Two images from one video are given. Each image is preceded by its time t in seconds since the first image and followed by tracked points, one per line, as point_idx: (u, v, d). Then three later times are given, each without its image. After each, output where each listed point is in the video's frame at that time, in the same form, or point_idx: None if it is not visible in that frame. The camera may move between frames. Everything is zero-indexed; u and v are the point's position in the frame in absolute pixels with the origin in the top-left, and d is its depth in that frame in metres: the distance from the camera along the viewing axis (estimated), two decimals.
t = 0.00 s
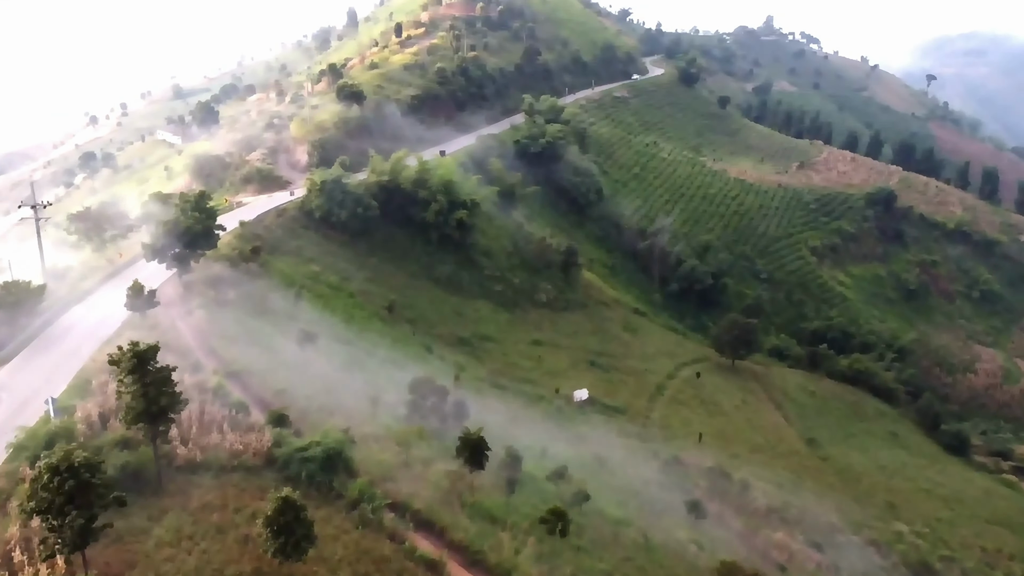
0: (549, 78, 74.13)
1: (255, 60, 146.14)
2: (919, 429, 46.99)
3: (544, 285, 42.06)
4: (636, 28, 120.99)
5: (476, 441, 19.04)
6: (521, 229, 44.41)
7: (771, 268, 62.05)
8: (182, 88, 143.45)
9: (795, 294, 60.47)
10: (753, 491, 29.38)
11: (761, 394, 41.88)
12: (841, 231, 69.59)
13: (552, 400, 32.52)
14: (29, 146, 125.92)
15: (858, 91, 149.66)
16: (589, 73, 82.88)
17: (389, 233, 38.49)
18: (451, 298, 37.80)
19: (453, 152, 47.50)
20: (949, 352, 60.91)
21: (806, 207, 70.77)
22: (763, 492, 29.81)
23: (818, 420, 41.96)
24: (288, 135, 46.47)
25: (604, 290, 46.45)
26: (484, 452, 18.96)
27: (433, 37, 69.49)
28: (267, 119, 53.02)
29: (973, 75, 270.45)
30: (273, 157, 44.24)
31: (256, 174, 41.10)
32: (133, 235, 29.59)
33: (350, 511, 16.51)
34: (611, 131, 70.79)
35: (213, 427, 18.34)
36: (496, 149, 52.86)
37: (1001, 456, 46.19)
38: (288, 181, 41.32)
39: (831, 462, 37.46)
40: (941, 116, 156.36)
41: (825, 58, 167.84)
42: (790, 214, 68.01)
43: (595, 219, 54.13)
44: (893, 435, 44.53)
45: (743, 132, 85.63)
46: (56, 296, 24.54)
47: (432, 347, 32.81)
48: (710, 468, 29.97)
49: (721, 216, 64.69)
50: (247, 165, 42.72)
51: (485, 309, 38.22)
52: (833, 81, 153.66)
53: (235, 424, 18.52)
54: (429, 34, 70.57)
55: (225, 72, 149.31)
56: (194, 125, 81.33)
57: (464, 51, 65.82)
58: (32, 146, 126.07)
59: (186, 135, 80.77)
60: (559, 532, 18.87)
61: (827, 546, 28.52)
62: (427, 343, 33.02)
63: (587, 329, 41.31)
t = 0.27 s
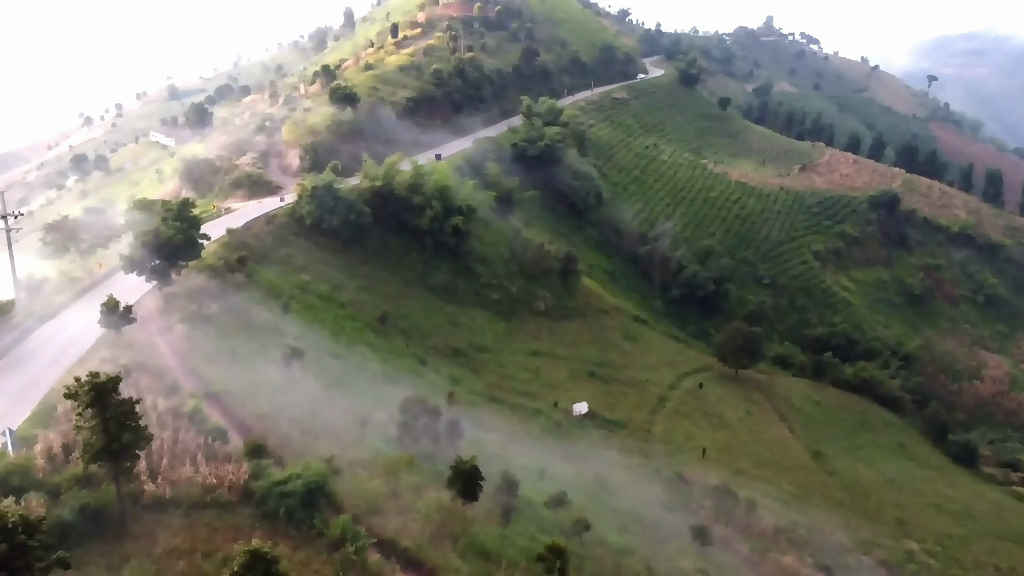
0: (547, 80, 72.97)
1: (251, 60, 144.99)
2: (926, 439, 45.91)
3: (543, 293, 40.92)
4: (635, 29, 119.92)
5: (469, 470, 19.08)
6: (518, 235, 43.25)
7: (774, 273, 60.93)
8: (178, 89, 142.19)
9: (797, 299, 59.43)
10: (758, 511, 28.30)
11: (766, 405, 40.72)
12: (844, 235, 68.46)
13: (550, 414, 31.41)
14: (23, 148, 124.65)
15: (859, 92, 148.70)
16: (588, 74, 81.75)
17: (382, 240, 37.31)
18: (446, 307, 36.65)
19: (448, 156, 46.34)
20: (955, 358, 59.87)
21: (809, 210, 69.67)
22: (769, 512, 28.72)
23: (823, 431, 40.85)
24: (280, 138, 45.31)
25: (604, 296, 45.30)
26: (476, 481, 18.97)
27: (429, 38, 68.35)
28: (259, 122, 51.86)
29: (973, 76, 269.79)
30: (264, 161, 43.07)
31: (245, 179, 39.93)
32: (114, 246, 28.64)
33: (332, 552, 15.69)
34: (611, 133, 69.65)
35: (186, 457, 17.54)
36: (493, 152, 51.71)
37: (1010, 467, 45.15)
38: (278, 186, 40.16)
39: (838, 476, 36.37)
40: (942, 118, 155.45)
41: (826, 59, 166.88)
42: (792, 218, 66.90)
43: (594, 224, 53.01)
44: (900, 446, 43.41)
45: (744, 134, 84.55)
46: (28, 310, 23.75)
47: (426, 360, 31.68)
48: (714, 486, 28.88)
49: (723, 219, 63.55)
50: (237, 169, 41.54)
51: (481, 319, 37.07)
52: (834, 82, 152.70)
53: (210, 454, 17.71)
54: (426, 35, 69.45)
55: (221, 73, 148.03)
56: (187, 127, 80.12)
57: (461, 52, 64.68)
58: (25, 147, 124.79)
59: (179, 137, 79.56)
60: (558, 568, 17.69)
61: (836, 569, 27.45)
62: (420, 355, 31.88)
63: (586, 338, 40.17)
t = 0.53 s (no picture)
0: (546, 81, 71.71)
1: (247, 61, 143.58)
2: (934, 451, 44.70)
3: (541, 301, 39.66)
4: (635, 29, 118.69)
5: (463, 507, 17.87)
6: (516, 241, 42.02)
7: (777, 279, 59.77)
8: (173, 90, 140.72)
9: (801, 305, 58.28)
10: (766, 534, 27.11)
11: (770, 417, 39.53)
12: (847, 239, 67.28)
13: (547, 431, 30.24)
14: (16, 150, 123.20)
15: (860, 92, 147.52)
16: (588, 75, 80.49)
17: (374, 248, 36.04)
18: (441, 317, 35.43)
19: (444, 160, 45.11)
20: (961, 365, 58.71)
21: (812, 214, 68.48)
22: (777, 534, 27.52)
23: (830, 444, 39.65)
24: (270, 142, 44.05)
25: (604, 304, 44.08)
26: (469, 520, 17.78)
27: (425, 38, 67.07)
28: (250, 124, 50.57)
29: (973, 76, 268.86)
30: (253, 166, 41.80)
31: (233, 184, 38.65)
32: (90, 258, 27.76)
33: None
34: (610, 135, 68.45)
35: (150, 497, 17.40)
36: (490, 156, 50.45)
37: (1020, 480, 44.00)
38: (267, 191, 38.94)
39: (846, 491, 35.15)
40: (943, 119, 154.32)
41: (826, 59, 165.71)
42: (795, 222, 65.71)
43: (594, 229, 51.79)
44: (909, 458, 42.20)
45: (745, 136, 83.34)
46: None
47: (419, 374, 30.45)
48: (720, 508, 27.70)
49: (725, 223, 62.35)
50: (226, 173, 40.30)
51: (477, 330, 35.83)
52: (834, 82, 151.52)
53: (178, 491, 17.54)
54: (422, 35, 68.20)
55: (217, 73, 146.57)
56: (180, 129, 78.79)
57: (458, 53, 63.41)
58: (18, 149, 123.36)
59: (172, 139, 78.21)
60: None
61: None
62: (413, 369, 30.64)
63: (586, 348, 38.91)
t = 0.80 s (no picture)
0: (544, 82, 70.40)
1: (242, 61, 142.16)
2: (945, 464, 43.41)
3: (539, 311, 38.32)
4: (634, 29, 117.41)
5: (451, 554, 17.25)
6: (513, 249, 40.70)
7: (780, 285, 58.49)
8: (167, 90, 139.29)
9: (805, 312, 57.02)
10: (775, 563, 25.81)
11: (777, 431, 38.20)
12: (852, 244, 66.00)
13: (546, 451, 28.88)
14: (8, 152, 121.63)
15: (861, 93, 146.28)
16: (587, 76, 79.15)
17: (366, 257, 34.73)
18: (435, 329, 34.09)
19: (439, 165, 43.79)
20: (969, 374, 57.42)
21: (815, 218, 67.17)
22: (786, 563, 26.23)
23: (838, 459, 38.33)
24: (260, 146, 42.72)
25: (604, 313, 42.75)
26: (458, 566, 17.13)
27: (421, 39, 65.77)
28: (240, 128, 49.22)
29: (973, 77, 267.90)
30: (242, 171, 40.44)
31: (220, 190, 37.33)
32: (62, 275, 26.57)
33: None
34: (610, 138, 67.17)
35: (107, 546, 16.19)
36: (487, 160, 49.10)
37: None
38: (255, 198, 37.61)
39: (856, 510, 33.88)
40: (945, 120, 153.10)
41: (827, 60, 164.47)
42: (799, 226, 64.44)
43: (593, 235, 50.48)
44: (919, 472, 40.88)
45: (747, 138, 82.04)
46: None
47: (411, 392, 29.06)
48: (726, 535, 26.40)
49: (727, 228, 61.07)
50: (214, 179, 38.95)
51: (472, 342, 34.51)
52: (835, 83, 150.26)
53: (140, 539, 16.39)
54: (418, 36, 66.85)
55: (213, 73, 145.03)
56: (172, 131, 77.36)
57: (455, 53, 62.06)
58: (11, 151, 121.83)
59: (164, 141, 76.78)
60: None
61: None
62: (405, 386, 29.21)
63: (586, 360, 37.59)
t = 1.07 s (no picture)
0: (543, 83, 69.29)
1: (239, 62, 140.88)
2: (953, 475, 42.36)
3: (538, 319, 37.23)
4: (634, 29, 116.31)
5: None
6: (511, 255, 39.62)
7: (783, 290, 57.43)
8: (163, 91, 138.03)
9: (808, 318, 55.99)
10: None
11: (782, 443, 37.16)
12: (856, 247, 64.95)
13: (544, 468, 27.86)
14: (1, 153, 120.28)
15: (862, 94, 145.27)
16: (587, 77, 78.06)
17: (359, 264, 33.64)
18: (430, 339, 32.99)
19: (435, 169, 42.70)
20: (975, 380, 56.42)
21: (819, 221, 66.09)
22: None
23: (845, 471, 37.27)
24: (251, 149, 41.61)
25: (604, 320, 41.66)
26: None
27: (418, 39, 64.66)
28: (231, 130, 48.07)
29: (973, 77, 266.91)
30: (232, 175, 39.36)
31: (209, 196, 36.22)
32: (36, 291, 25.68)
33: None
34: (610, 140, 66.08)
35: None
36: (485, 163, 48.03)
37: None
38: (245, 203, 36.52)
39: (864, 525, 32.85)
40: (946, 120, 152.09)
41: (827, 60, 163.41)
42: (802, 230, 63.40)
43: (593, 240, 49.40)
44: (927, 484, 39.82)
45: (749, 139, 80.98)
46: None
47: (405, 406, 27.99)
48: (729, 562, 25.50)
49: (729, 232, 60.00)
50: (203, 183, 37.85)
51: (468, 352, 33.43)
52: (836, 83, 149.21)
53: None
54: (415, 36, 65.77)
55: (209, 74, 143.71)
56: (165, 133, 76.23)
57: (452, 54, 60.96)
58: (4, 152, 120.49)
59: (157, 143, 75.62)
60: None
61: None
62: (398, 400, 28.13)
63: (586, 370, 36.52)
